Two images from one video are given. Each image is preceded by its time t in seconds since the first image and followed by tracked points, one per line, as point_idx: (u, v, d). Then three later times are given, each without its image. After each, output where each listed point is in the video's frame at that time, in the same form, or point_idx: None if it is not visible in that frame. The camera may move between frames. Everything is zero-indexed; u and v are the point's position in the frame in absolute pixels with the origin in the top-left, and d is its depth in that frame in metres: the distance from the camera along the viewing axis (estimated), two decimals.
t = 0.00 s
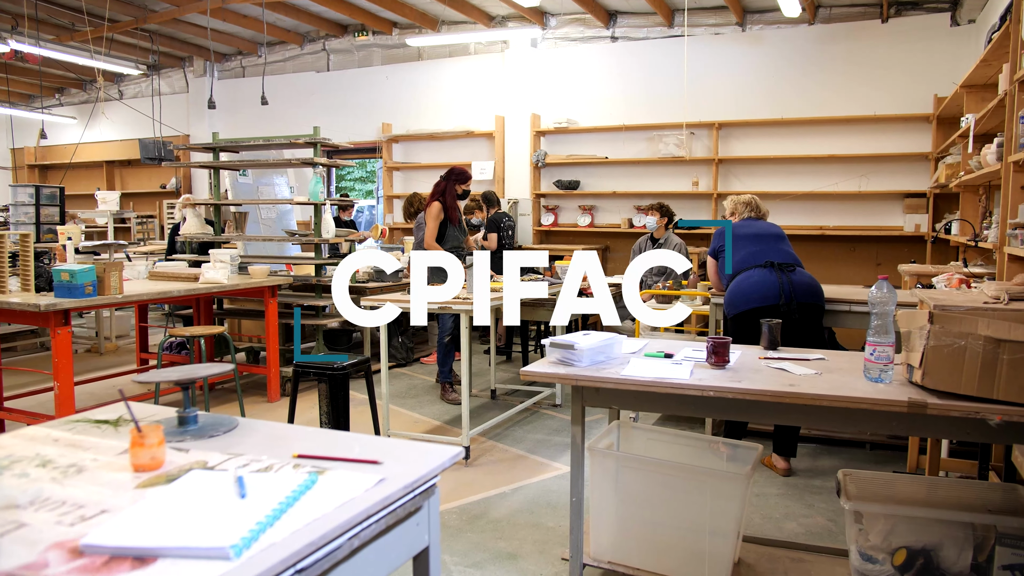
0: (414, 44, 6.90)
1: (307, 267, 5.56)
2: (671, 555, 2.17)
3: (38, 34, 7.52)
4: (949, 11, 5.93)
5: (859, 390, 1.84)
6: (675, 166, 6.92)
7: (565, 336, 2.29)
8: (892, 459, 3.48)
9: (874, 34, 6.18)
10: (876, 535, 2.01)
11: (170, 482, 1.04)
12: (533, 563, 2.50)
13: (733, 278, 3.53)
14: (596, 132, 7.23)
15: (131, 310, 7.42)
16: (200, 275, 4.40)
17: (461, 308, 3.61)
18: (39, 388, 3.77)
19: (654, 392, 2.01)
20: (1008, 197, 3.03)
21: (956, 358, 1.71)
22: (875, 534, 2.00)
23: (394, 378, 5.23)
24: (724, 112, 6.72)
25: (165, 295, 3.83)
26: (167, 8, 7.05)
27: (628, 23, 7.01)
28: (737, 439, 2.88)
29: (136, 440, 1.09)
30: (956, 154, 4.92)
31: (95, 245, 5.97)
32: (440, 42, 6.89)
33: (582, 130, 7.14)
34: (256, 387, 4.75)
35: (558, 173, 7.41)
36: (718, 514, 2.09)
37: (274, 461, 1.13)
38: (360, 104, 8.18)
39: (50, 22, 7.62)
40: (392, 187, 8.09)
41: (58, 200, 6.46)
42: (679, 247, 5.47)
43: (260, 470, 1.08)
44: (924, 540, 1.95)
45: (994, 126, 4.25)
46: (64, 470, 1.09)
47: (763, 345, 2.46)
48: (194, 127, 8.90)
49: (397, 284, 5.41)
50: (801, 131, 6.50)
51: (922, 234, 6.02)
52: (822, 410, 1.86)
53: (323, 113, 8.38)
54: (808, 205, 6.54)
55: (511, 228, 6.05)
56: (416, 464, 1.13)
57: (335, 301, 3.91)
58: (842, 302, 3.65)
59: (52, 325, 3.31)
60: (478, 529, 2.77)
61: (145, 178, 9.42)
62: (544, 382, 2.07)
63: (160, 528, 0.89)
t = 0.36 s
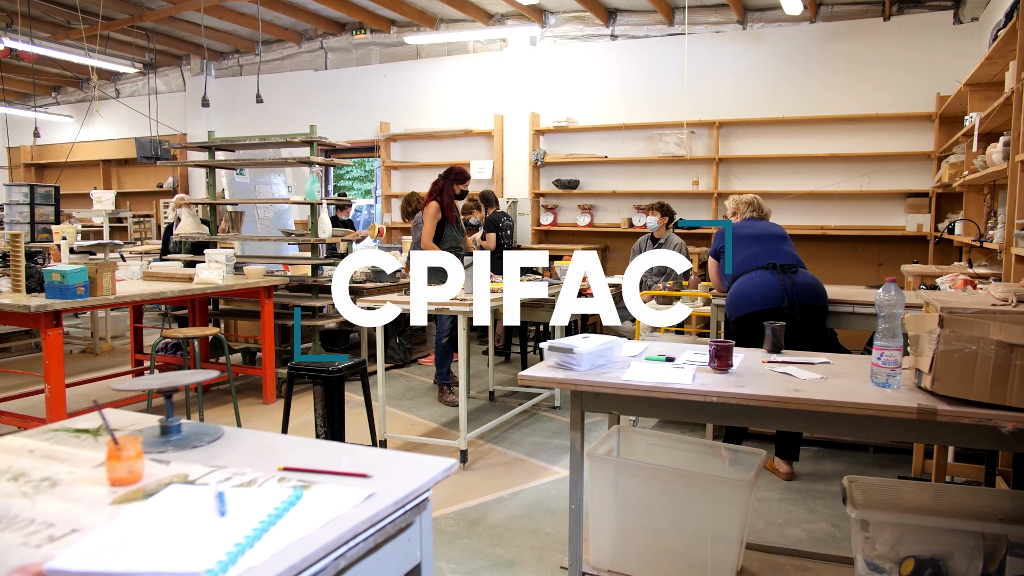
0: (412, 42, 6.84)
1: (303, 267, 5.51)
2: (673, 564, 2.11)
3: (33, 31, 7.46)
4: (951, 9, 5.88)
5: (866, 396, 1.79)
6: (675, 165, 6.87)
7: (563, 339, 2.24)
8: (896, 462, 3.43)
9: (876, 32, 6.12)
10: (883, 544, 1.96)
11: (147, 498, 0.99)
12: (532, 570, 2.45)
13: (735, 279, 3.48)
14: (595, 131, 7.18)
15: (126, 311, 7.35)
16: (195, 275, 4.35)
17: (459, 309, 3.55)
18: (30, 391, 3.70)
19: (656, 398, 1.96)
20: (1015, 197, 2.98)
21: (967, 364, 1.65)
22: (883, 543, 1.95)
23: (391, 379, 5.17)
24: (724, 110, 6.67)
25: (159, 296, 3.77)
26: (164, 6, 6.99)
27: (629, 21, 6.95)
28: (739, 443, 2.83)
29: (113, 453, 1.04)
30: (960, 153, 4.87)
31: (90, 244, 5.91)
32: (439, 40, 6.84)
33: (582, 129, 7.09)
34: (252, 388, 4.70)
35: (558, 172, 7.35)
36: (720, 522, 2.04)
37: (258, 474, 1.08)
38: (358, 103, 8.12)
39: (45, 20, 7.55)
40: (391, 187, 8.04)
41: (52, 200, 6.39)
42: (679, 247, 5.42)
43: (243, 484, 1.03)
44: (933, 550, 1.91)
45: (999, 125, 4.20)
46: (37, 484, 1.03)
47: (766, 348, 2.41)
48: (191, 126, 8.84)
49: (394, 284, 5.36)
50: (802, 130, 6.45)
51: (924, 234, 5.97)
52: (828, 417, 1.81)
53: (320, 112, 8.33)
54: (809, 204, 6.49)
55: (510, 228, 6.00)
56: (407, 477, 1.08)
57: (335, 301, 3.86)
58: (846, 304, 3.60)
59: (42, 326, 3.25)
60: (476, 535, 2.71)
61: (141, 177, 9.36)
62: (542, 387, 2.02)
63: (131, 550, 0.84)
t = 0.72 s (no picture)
0: (410, 42, 6.80)
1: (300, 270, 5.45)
2: None
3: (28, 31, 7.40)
4: (954, 9, 5.83)
5: (874, 405, 1.74)
6: (676, 166, 6.82)
7: (561, 345, 2.19)
8: (900, 468, 3.38)
9: (878, 32, 6.08)
10: (890, 555, 1.91)
11: (120, 519, 0.94)
12: None
13: (736, 284, 3.44)
14: (595, 132, 7.13)
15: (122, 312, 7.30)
16: (189, 278, 4.29)
17: (456, 312, 3.46)
18: (20, 396, 3.65)
19: (656, 406, 1.91)
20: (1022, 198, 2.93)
21: (978, 371, 1.60)
22: (889, 554, 1.91)
23: (389, 383, 5.12)
24: (725, 111, 6.62)
25: (152, 299, 3.71)
26: (160, 6, 6.93)
27: (628, 21, 6.90)
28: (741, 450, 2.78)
29: (85, 470, 0.98)
30: (964, 154, 4.82)
31: (85, 246, 5.86)
32: (438, 40, 6.80)
33: (581, 130, 7.05)
34: (247, 392, 4.64)
35: (557, 173, 7.31)
36: (723, 534, 1.98)
37: (239, 493, 1.02)
38: (356, 103, 8.08)
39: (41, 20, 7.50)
40: (389, 188, 7.99)
41: (48, 201, 6.34)
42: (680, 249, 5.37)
43: (221, 504, 0.98)
44: (941, 562, 1.86)
45: (1004, 126, 4.15)
46: (4, 503, 0.98)
47: (770, 354, 2.36)
48: (188, 126, 8.79)
49: (392, 286, 5.31)
50: (803, 130, 6.40)
51: (927, 235, 5.92)
52: (834, 426, 1.76)
53: (318, 113, 8.28)
54: (810, 206, 6.45)
55: (508, 230, 5.95)
56: (395, 495, 1.03)
57: (336, 300, 3.81)
58: (849, 307, 3.55)
59: (32, 330, 3.19)
60: (472, 544, 2.66)
61: (139, 178, 9.31)
62: (539, 395, 1.97)
63: None
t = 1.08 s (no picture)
0: (407, 41, 6.75)
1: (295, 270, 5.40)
2: None
3: (23, 31, 7.34)
4: (954, 8, 5.79)
5: (879, 412, 1.69)
6: (675, 167, 6.78)
7: (558, 349, 2.14)
8: (901, 472, 3.33)
9: (878, 32, 6.04)
10: (894, 565, 1.87)
11: (87, 538, 0.88)
12: None
13: (736, 286, 3.40)
14: (594, 132, 7.09)
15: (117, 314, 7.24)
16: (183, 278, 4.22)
17: (452, 314, 3.40)
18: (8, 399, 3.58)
19: (655, 412, 1.86)
20: None
21: (986, 378, 1.56)
22: (894, 565, 1.87)
23: (385, 385, 5.07)
24: (725, 111, 6.58)
25: (144, 301, 3.65)
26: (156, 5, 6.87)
27: (627, 20, 6.85)
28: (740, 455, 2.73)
29: (51, 486, 0.92)
30: (966, 154, 4.78)
31: (78, 247, 5.81)
32: (436, 39, 6.75)
33: (579, 130, 7.00)
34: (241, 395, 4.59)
35: (555, 174, 7.26)
36: (723, 543, 1.93)
37: (215, 508, 0.97)
38: (353, 103, 8.03)
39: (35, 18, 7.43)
40: (386, 188, 7.95)
41: (41, 201, 6.28)
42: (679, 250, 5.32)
43: (195, 521, 0.92)
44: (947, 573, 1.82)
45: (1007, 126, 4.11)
46: None
47: (770, 358, 2.32)
48: (184, 126, 8.74)
49: (388, 288, 5.26)
50: (803, 130, 6.35)
51: (928, 236, 5.88)
52: (838, 433, 1.71)
53: (315, 113, 8.23)
54: (810, 206, 6.41)
55: (506, 230, 5.90)
56: (380, 511, 0.98)
57: (335, 300, 3.75)
58: (851, 309, 3.50)
59: (21, 333, 3.13)
60: (467, 551, 2.61)
61: (134, 178, 9.24)
62: (535, 401, 1.91)
63: None
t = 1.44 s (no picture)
0: (405, 39, 6.69)
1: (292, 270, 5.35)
2: None
3: (19, 29, 7.28)
4: (957, 6, 5.73)
5: (885, 417, 1.64)
6: (675, 166, 6.73)
7: (555, 352, 2.09)
8: (905, 476, 3.28)
9: (880, 30, 5.98)
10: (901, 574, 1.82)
11: (51, 556, 0.83)
12: None
13: (738, 286, 3.35)
14: (593, 131, 7.04)
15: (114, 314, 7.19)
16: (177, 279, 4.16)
17: (448, 315, 3.34)
18: None
19: (655, 417, 1.81)
20: None
21: (997, 382, 1.51)
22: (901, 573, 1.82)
23: (382, 386, 5.02)
24: (725, 110, 6.53)
25: (137, 301, 3.59)
26: (152, 3, 6.82)
27: (627, 18, 6.80)
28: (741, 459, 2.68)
29: (15, 500, 0.87)
30: (969, 152, 4.73)
31: (73, 247, 5.75)
32: (434, 37, 6.71)
33: (579, 129, 6.94)
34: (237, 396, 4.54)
35: (555, 173, 7.21)
36: (726, 552, 1.88)
37: (190, 523, 0.92)
38: (351, 102, 7.98)
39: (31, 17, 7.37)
40: (384, 187, 7.91)
41: (37, 201, 6.23)
42: (679, 250, 5.26)
43: (168, 538, 0.87)
44: None
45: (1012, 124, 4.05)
46: None
47: (773, 361, 2.27)
48: (182, 125, 8.69)
49: (386, 288, 5.20)
50: (805, 129, 6.30)
51: (930, 235, 5.83)
52: (843, 439, 1.66)
53: (313, 112, 8.19)
54: (811, 206, 6.36)
55: (504, 229, 5.85)
56: (363, 526, 0.93)
57: (335, 300, 3.71)
58: (854, 309, 3.45)
59: (11, 334, 3.08)
60: (463, 557, 2.56)
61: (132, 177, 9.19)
62: (531, 405, 1.86)
63: None
